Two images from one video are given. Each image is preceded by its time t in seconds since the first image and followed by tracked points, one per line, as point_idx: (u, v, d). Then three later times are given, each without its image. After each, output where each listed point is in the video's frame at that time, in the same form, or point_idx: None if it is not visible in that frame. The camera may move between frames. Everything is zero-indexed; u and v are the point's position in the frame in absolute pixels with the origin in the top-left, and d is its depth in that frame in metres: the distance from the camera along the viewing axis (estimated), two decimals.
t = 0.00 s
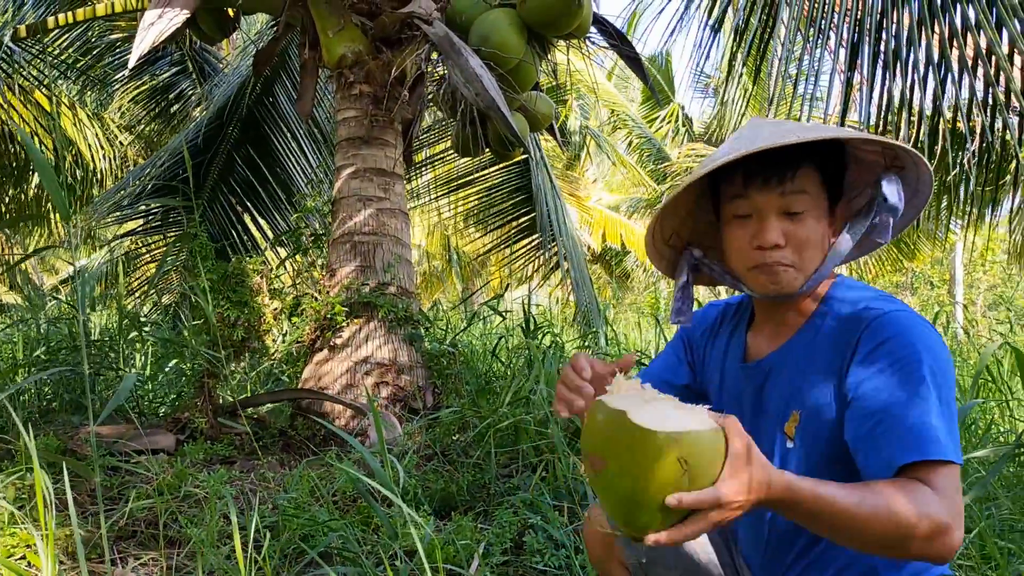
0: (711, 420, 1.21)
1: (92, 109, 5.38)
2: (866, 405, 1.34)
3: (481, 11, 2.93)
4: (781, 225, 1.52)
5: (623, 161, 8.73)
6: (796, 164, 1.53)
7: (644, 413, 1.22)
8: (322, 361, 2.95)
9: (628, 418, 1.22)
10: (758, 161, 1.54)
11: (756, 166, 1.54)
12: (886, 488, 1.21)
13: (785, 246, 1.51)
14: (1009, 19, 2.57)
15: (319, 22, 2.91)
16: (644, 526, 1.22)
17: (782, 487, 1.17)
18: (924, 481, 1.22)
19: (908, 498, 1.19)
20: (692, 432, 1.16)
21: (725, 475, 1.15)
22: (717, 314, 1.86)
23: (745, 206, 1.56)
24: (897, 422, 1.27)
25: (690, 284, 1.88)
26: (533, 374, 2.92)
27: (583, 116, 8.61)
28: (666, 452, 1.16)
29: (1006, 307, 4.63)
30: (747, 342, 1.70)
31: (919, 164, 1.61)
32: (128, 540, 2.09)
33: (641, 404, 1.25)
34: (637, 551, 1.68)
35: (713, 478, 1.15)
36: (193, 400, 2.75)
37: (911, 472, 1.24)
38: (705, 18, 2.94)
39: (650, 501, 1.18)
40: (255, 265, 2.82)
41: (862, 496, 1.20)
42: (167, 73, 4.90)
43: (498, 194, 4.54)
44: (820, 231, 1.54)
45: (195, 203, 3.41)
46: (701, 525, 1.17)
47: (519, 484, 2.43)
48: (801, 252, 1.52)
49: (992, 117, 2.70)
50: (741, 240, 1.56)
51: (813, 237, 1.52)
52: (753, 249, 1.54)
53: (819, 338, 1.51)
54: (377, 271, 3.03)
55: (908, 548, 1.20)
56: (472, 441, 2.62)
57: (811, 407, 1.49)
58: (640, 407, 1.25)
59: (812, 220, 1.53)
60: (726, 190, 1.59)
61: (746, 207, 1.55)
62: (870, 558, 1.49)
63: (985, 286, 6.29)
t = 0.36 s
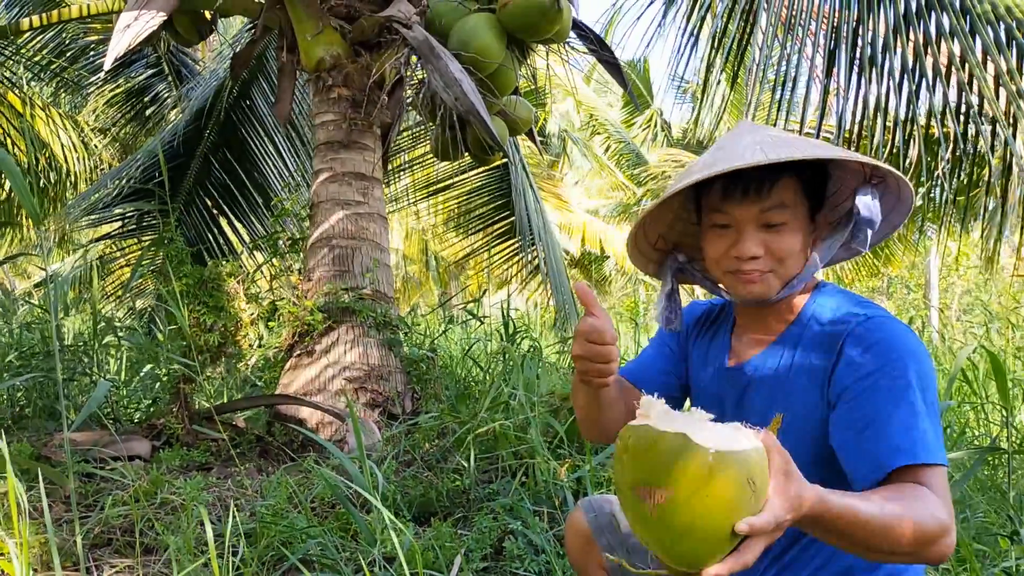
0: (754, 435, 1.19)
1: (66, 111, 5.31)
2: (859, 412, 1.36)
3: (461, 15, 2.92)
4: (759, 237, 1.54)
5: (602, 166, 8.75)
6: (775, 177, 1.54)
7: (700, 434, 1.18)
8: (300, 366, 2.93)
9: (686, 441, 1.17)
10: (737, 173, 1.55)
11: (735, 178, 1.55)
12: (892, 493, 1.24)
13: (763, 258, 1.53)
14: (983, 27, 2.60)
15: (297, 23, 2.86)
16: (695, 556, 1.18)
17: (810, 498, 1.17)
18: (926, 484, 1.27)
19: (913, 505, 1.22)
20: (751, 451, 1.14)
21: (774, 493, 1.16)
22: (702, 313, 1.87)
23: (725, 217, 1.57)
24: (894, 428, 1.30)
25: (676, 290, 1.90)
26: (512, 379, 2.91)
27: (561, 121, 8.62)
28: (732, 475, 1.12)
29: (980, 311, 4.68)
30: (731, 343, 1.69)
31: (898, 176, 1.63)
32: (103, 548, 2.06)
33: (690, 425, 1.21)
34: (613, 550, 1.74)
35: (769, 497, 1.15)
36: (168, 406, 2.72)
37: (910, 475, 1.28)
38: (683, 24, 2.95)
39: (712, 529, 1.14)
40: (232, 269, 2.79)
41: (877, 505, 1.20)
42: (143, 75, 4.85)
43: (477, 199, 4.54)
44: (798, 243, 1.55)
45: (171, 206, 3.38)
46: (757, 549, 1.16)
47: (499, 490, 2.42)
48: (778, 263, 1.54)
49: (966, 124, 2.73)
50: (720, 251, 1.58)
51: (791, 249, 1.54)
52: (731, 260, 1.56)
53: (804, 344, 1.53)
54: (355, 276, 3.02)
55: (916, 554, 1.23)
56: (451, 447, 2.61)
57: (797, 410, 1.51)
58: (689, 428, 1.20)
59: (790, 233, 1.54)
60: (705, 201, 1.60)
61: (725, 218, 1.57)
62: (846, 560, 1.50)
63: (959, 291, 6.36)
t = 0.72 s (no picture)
0: (741, 447, 1.20)
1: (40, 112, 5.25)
2: (845, 420, 1.39)
3: (442, 18, 2.92)
4: (749, 238, 1.56)
5: (582, 169, 8.77)
6: (766, 180, 1.56)
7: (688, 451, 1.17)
8: (280, 370, 2.92)
9: (674, 459, 1.17)
10: (729, 173, 1.57)
11: (727, 179, 1.57)
12: (878, 502, 1.26)
13: (752, 261, 1.55)
14: (959, 34, 2.64)
15: (277, 26, 2.85)
16: (686, 572, 1.20)
17: (798, 510, 1.18)
18: (911, 492, 1.29)
19: (900, 514, 1.24)
20: (740, 466, 1.15)
21: (764, 506, 1.17)
22: (685, 318, 1.89)
23: (715, 218, 1.59)
24: (880, 437, 1.32)
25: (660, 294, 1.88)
26: (493, 382, 2.91)
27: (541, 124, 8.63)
28: (721, 493, 1.13)
29: (955, 314, 4.73)
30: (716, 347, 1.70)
31: (885, 182, 1.65)
32: (81, 553, 2.04)
33: (676, 441, 1.20)
34: (601, 551, 1.76)
35: (757, 510, 1.16)
36: (147, 410, 2.70)
37: (894, 484, 1.30)
38: (664, 29, 2.97)
39: (703, 546, 1.15)
40: (211, 272, 2.77)
41: (864, 516, 1.22)
42: (120, 77, 4.80)
43: (457, 202, 4.53)
44: (786, 246, 1.57)
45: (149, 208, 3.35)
46: (746, 561, 1.18)
47: (480, 494, 2.42)
48: (767, 266, 1.56)
49: (942, 129, 2.76)
50: (708, 252, 1.60)
51: (779, 252, 1.56)
52: (719, 261, 1.58)
53: (789, 350, 1.54)
54: (336, 279, 3.01)
55: (901, 562, 1.25)
56: (432, 451, 2.61)
57: (782, 416, 1.52)
58: (676, 444, 1.20)
59: (779, 236, 1.56)
60: (696, 202, 1.62)
61: (715, 220, 1.59)
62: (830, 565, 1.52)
63: (934, 293, 6.43)
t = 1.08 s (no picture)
0: (730, 459, 1.20)
1: (17, 113, 5.19)
2: (826, 426, 1.40)
3: (425, 22, 2.92)
4: (741, 237, 1.58)
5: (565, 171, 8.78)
6: (759, 179, 1.58)
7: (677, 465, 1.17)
8: (261, 374, 2.90)
9: (663, 474, 1.17)
10: (724, 172, 1.59)
11: (721, 178, 1.59)
12: (866, 507, 1.27)
13: (743, 259, 1.57)
14: (938, 41, 2.66)
15: (259, 29, 2.85)
16: None
17: (789, 516, 1.19)
18: (898, 495, 1.31)
19: (888, 517, 1.25)
20: (729, 480, 1.15)
21: (754, 516, 1.18)
22: (669, 322, 1.90)
23: (708, 216, 1.60)
24: (866, 443, 1.34)
25: (650, 295, 1.86)
26: (476, 386, 2.91)
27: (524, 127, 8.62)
28: (710, 507, 1.13)
29: (933, 317, 4.78)
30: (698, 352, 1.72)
31: (873, 189, 1.68)
32: (60, 562, 2.02)
33: (665, 455, 1.21)
34: (585, 557, 1.77)
35: (747, 521, 1.17)
36: (127, 415, 2.68)
37: (881, 488, 1.32)
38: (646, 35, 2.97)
39: (693, 559, 1.16)
40: (191, 277, 2.75)
41: (854, 520, 1.24)
42: (97, 77, 4.75)
43: (440, 205, 4.53)
44: (776, 246, 1.60)
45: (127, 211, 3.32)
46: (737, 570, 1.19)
47: (463, 499, 2.42)
48: (758, 266, 1.58)
49: (922, 135, 2.78)
50: (700, 250, 1.61)
51: (770, 252, 1.58)
52: (711, 258, 1.60)
53: (770, 355, 1.55)
54: (318, 284, 2.99)
55: (890, 565, 1.27)
56: (416, 455, 2.60)
57: (761, 421, 1.53)
58: (665, 458, 1.20)
59: (771, 236, 1.59)
60: (689, 200, 1.63)
61: (708, 217, 1.61)
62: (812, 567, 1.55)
63: (913, 296, 6.48)
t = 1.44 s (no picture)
0: (735, 450, 1.19)
1: None
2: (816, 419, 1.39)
3: (404, 20, 2.90)
4: (723, 228, 1.57)
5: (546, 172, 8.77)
6: (742, 171, 1.59)
7: (687, 458, 1.16)
8: (238, 374, 2.87)
9: (673, 468, 1.16)
10: (707, 163, 1.59)
11: (704, 168, 1.59)
12: (866, 495, 1.28)
13: (725, 249, 1.56)
14: (916, 42, 2.68)
15: (237, 26, 2.81)
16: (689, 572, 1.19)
17: (796, 505, 1.19)
18: (893, 484, 1.31)
19: (888, 505, 1.26)
20: (739, 470, 1.14)
21: (763, 506, 1.18)
22: (645, 316, 1.88)
23: (691, 207, 1.60)
24: (857, 435, 1.33)
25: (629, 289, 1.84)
26: (456, 386, 2.89)
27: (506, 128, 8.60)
28: (724, 498, 1.12)
29: (911, 318, 4.80)
30: (675, 347, 1.71)
31: (851, 187, 1.69)
32: (30, 565, 1.99)
33: (672, 448, 1.19)
34: (559, 558, 1.76)
35: (757, 511, 1.17)
36: (102, 417, 2.65)
37: (875, 477, 1.32)
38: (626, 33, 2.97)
39: (706, 551, 1.15)
40: (166, 276, 2.71)
41: (856, 508, 1.24)
42: (72, 76, 4.69)
43: (421, 205, 4.50)
44: (757, 238, 1.59)
45: (102, 210, 3.28)
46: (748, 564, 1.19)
47: (442, 500, 2.40)
48: (739, 257, 1.57)
49: (900, 135, 2.79)
50: (681, 239, 1.60)
51: (751, 244, 1.58)
52: (693, 247, 1.58)
53: (748, 350, 1.55)
54: (297, 283, 2.96)
55: (892, 552, 1.27)
56: (395, 456, 2.59)
57: (740, 417, 1.52)
58: (673, 451, 1.19)
59: (752, 227, 1.59)
60: (671, 190, 1.63)
61: (690, 207, 1.60)
62: (788, 564, 1.55)
63: (891, 298, 6.52)
